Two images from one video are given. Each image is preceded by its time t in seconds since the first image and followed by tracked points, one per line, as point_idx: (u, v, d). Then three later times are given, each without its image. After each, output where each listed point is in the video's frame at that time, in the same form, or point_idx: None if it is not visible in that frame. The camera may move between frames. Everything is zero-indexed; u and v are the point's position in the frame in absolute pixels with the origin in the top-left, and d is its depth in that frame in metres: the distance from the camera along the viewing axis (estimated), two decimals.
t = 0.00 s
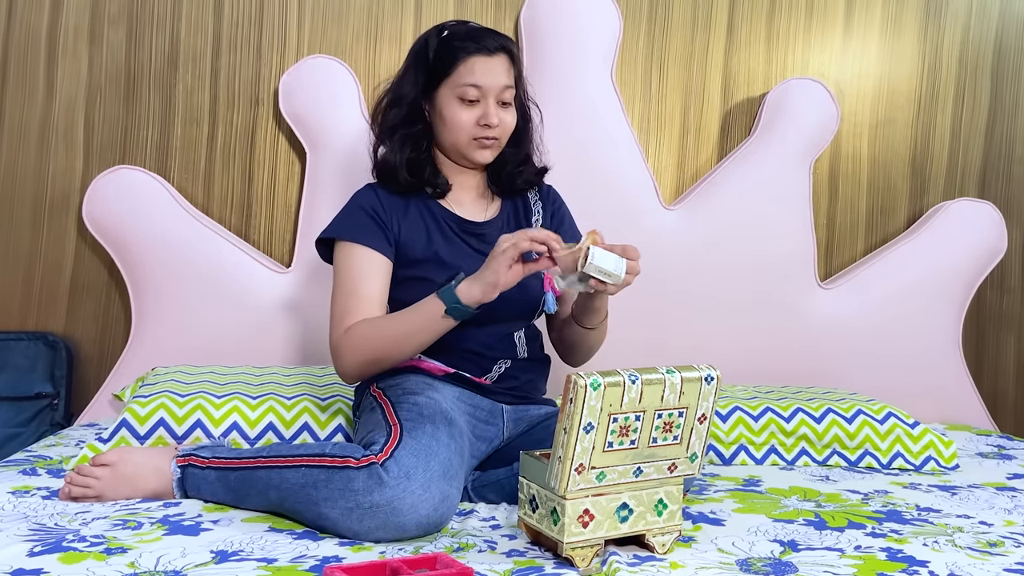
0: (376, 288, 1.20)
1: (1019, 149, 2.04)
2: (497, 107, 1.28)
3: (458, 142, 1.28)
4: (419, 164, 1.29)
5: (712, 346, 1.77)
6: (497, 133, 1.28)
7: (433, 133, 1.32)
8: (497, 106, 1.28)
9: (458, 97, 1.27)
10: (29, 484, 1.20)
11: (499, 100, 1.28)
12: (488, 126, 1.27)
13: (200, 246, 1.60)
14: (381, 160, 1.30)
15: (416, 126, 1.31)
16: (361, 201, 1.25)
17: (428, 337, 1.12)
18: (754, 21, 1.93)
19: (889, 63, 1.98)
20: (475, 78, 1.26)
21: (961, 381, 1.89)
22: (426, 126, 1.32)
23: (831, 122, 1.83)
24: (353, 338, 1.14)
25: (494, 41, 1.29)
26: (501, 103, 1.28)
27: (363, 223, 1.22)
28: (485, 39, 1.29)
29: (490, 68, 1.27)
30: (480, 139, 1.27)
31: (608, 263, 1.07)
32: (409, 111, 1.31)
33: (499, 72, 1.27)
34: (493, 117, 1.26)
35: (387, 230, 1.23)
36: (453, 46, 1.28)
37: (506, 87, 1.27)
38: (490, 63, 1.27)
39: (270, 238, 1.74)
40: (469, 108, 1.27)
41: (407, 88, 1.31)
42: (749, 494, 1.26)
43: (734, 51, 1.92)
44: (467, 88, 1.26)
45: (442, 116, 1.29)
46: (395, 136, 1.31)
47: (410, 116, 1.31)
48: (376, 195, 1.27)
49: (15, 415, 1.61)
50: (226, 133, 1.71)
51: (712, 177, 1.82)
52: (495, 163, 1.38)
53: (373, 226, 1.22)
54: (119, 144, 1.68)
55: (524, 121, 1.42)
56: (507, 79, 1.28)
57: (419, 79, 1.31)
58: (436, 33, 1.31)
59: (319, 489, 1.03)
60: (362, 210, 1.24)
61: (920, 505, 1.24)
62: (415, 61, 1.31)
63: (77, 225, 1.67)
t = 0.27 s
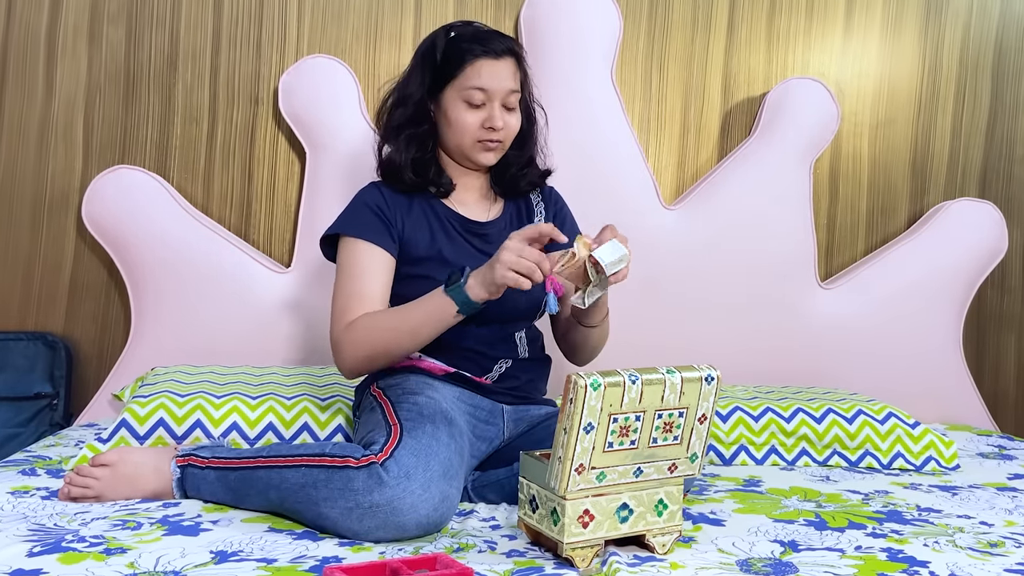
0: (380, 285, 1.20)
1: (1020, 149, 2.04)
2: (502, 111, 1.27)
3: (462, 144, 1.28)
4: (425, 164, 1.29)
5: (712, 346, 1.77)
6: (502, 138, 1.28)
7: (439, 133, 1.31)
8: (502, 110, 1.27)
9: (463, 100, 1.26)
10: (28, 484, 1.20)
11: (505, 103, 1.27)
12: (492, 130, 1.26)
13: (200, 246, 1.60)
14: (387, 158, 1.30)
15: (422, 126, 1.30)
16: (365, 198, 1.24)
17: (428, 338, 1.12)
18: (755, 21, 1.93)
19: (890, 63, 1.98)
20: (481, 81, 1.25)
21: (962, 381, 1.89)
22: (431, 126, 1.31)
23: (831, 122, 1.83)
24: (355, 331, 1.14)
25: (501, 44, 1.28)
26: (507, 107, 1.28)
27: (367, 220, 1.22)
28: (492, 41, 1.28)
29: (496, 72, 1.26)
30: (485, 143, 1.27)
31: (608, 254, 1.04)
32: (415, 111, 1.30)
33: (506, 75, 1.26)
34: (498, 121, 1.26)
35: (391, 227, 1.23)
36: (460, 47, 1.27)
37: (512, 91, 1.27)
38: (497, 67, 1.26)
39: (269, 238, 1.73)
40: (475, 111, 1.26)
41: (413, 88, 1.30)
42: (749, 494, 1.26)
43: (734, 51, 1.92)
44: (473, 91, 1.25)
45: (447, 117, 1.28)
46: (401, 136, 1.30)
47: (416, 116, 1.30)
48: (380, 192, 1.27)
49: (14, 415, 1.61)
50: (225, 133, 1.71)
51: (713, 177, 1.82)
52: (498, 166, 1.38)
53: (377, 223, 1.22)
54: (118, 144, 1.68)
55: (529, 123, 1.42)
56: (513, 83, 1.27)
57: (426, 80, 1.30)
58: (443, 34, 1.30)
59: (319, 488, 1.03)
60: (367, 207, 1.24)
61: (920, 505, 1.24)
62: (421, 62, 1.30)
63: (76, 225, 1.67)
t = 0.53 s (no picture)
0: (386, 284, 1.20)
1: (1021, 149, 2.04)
2: (504, 110, 1.27)
3: (464, 143, 1.28)
4: (427, 164, 1.29)
5: (712, 346, 1.77)
6: (504, 137, 1.27)
7: (441, 133, 1.31)
8: (504, 109, 1.27)
9: (466, 98, 1.26)
10: (27, 484, 1.20)
11: (507, 103, 1.27)
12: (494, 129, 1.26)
13: (200, 246, 1.59)
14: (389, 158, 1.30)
15: (424, 126, 1.30)
16: (369, 197, 1.24)
17: (428, 338, 1.12)
18: (755, 20, 1.92)
19: (890, 63, 1.98)
20: (483, 80, 1.25)
21: (962, 381, 1.88)
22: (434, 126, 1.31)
23: (832, 122, 1.83)
24: (364, 337, 1.14)
25: (503, 44, 1.28)
26: (509, 106, 1.27)
27: (371, 219, 1.22)
28: (494, 40, 1.28)
29: (499, 71, 1.26)
30: (486, 142, 1.27)
31: (603, 240, 1.03)
32: (417, 111, 1.30)
33: (508, 74, 1.26)
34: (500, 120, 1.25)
35: (394, 226, 1.23)
36: (463, 46, 1.27)
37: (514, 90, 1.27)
38: (499, 66, 1.26)
39: (269, 238, 1.73)
40: (477, 109, 1.26)
41: (416, 88, 1.30)
42: (750, 494, 1.26)
43: (735, 51, 1.92)
44: (476, 89, 1.25)
45: (449, 117, 1.28)
46: (404, 135, 1.30)
47: (418, 115, 1.30)
48: (382, 192, 1.26)
49: (13, 415, 1.61)
50: (225, 132, 1.71)
51: (713, 177, 1.81)
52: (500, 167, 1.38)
53: (381, 223, 1.22)
54: (117, 144, 1.68)
55: (531, 123, 1.41)
56: (515, 82, 1.27)
57: (428, 80, 1.29)
58: (445, 34, 1.30)
59: (319, 488, 1.03)
60: (371, 206, 1.24)
61: (921, 505, 1.23)
62: (424, 61, 1.30)
63: (76, 225, 1.67)
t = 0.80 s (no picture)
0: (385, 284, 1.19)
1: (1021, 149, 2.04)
2: (506, 108, 1.27)
3: (465, 142, 1.27)
4: (427, 164, 1.28)
5: (712, 346, 1.77)
6: (506, 134, 1.27)
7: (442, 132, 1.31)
8: (505, 108, 1.27)
9: (467, 97, 1.26)
10: (27, 485, 1.20)
11: (508, 101, 1.27)
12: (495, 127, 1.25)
13: (199, 246, 1.59)
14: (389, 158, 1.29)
15: (424, 125, 1.30)
16: (369, 197, 1.24)
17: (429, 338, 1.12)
18: (755, 20, 1.92)
19: (891, 63, 1.98)
20: (485, 78, 1.25)
21: (963, 382, 1.88)
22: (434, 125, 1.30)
23: (832, 122, 1.83)
24: (362, 337, 1.14)
25: (504, 43, 1.28)
26: (510, 105, 1.27)
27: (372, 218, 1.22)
28: (495, 39, 1.28)
29: (500, 69, 1.26)
30: (488, 140, 1.26)
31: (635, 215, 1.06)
32: (418, 110, 1.30)
33: (509, 72, 1.26)
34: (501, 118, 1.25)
35: (395, 227, 1.23)
36: (463, 45, 1.27)
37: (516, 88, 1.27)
38: (500, 64, 1.26)
39: (268, 238, 1.73)
40: (478, 108, 1.26)
41: (416, 87, 1.29)
42: (750, 494, 1.26)
43: (735, 50, 1.92)
44: (477, 88, 1.25)
45: (450, 116, 1.27)
46: (404, 135, 1.29)
47: (419, 114, 1.30)
48: (382, 191, 1.26)
49: (12, 415, 1.61)
50: (224, 132, 1.71)
51: (713, 177, 1.81)
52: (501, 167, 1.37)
53: (381, 223, 1.22)
54: (116, 144, 1.68)
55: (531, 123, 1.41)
56: (516, 80, 1.27)
57: (429, 79, 1.29)
58: (446, 33, 1.30)
59: (318, 488, 1.02)
60: (371, 206, 1.23)
61: (921, 505, 1.23)
62: (424, 61, 1.30)
63: (75, 225, 1.67)
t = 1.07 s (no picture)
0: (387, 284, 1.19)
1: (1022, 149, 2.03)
2: (505, 108, 1.27)
3: (465, 142, 1.27)
4: (427, 164, 1.28)
5: (712, 346, 1.76)
6: (505, 135, 1.27)
7: (441, 133, 1.31)
8: (505, 108, 1.27)
9: (466, 97, 1.26)
10: (26, 485, 1.19)
11: (508, 102, 1.27)
12: (495, 128, 1.25)
13: (199, 246, 1.59)
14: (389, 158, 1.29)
15: (424, 125, 1.30)
16: (368, 196, 1.24)
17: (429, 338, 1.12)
18: (755, 20, 1.92)
19: (891, 62, 1.98)
20: (484, 78, 1.25)
21: (963, 382, 1.88)
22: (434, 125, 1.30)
23: (833, 121, 1.83)
24: (366, 334, 1.14)
25: (504, 42, 1.28)
26: (510, 105, 1.27)
27: (374, 216, 1.22)
28: (494, 39, 1.28)
29: (500, 69, 1.26)
30: (487, 140, 1.26)
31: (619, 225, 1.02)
32: (417, 110, 1.30)
33: (509, 72, 1.26)
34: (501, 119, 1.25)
35: (394, 225, 1.23)
36: (463, 46, 1.27)
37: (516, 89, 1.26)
38: (500, 64, 1.26)
39: (268, 238, 1.73)
40: (477, 108, 1.26)
41: (416, 87, 1.29)
42: (751, 495, 1.26)
43: (735, 50, 1.91)
44: (476, 88, 1.25)
45: (450, 116, 1.27)
46: (404, 134, 1.29)
47: (418, 115, 1.30)
48: (381, 191, 1.26)
49: (11, 415, 1.60)
50: (224, 132, 1.71)
51: (713, 177, 1.81)
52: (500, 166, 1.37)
53: (380, 222, 1.22)
54: (115, 143, 1.67)
55: (531, 124, 1.41)
56: (515, 81, 1.27)
57: (429, 79, 1.29)
58: (446, 33, 1.30)
59: (318, 488, 1.02)
60: (370, 205, 1.23)
61: (922, 506, 1.23)
62: (424, 61, 1.30)
63: (75, 224, 1.66)
